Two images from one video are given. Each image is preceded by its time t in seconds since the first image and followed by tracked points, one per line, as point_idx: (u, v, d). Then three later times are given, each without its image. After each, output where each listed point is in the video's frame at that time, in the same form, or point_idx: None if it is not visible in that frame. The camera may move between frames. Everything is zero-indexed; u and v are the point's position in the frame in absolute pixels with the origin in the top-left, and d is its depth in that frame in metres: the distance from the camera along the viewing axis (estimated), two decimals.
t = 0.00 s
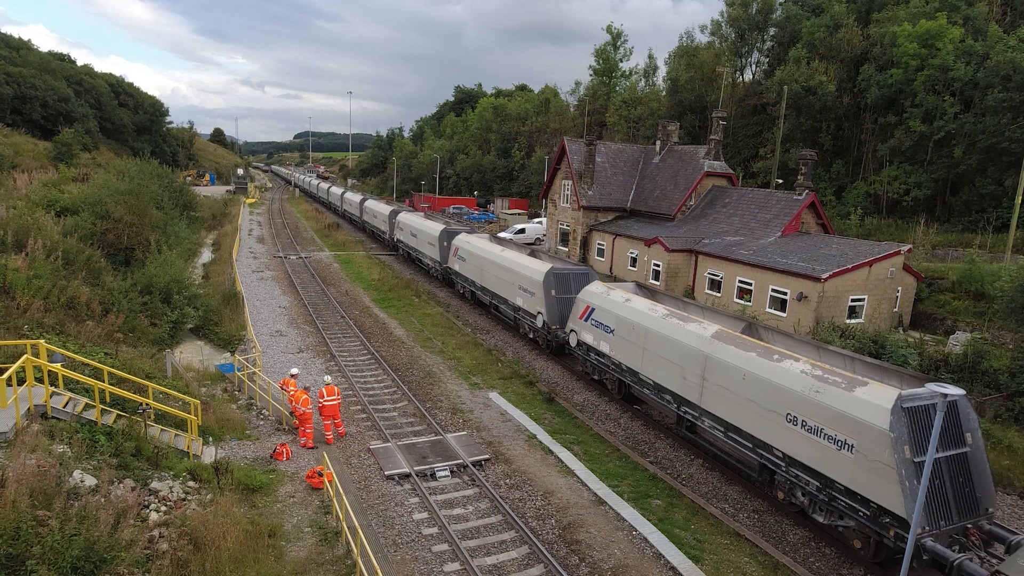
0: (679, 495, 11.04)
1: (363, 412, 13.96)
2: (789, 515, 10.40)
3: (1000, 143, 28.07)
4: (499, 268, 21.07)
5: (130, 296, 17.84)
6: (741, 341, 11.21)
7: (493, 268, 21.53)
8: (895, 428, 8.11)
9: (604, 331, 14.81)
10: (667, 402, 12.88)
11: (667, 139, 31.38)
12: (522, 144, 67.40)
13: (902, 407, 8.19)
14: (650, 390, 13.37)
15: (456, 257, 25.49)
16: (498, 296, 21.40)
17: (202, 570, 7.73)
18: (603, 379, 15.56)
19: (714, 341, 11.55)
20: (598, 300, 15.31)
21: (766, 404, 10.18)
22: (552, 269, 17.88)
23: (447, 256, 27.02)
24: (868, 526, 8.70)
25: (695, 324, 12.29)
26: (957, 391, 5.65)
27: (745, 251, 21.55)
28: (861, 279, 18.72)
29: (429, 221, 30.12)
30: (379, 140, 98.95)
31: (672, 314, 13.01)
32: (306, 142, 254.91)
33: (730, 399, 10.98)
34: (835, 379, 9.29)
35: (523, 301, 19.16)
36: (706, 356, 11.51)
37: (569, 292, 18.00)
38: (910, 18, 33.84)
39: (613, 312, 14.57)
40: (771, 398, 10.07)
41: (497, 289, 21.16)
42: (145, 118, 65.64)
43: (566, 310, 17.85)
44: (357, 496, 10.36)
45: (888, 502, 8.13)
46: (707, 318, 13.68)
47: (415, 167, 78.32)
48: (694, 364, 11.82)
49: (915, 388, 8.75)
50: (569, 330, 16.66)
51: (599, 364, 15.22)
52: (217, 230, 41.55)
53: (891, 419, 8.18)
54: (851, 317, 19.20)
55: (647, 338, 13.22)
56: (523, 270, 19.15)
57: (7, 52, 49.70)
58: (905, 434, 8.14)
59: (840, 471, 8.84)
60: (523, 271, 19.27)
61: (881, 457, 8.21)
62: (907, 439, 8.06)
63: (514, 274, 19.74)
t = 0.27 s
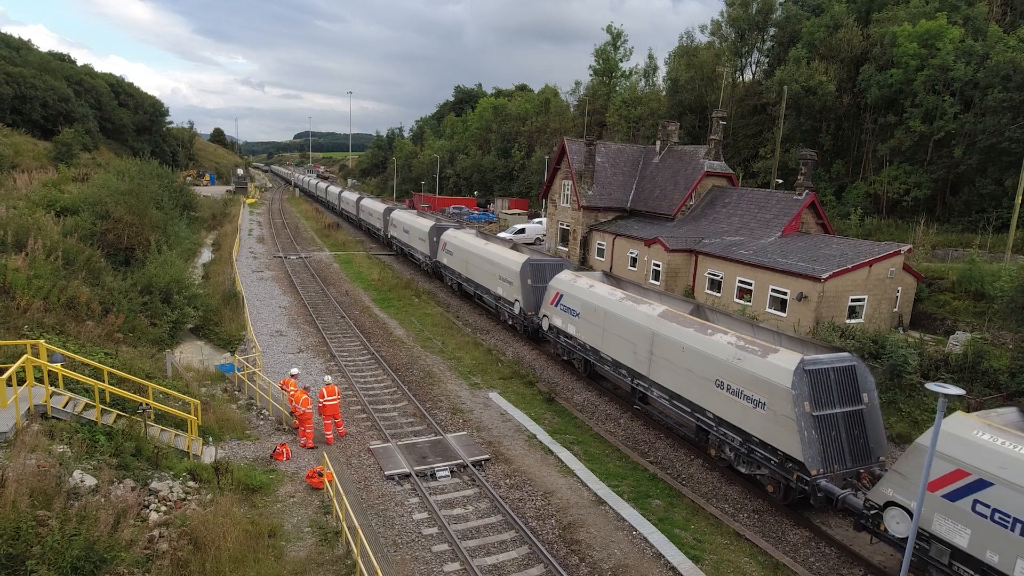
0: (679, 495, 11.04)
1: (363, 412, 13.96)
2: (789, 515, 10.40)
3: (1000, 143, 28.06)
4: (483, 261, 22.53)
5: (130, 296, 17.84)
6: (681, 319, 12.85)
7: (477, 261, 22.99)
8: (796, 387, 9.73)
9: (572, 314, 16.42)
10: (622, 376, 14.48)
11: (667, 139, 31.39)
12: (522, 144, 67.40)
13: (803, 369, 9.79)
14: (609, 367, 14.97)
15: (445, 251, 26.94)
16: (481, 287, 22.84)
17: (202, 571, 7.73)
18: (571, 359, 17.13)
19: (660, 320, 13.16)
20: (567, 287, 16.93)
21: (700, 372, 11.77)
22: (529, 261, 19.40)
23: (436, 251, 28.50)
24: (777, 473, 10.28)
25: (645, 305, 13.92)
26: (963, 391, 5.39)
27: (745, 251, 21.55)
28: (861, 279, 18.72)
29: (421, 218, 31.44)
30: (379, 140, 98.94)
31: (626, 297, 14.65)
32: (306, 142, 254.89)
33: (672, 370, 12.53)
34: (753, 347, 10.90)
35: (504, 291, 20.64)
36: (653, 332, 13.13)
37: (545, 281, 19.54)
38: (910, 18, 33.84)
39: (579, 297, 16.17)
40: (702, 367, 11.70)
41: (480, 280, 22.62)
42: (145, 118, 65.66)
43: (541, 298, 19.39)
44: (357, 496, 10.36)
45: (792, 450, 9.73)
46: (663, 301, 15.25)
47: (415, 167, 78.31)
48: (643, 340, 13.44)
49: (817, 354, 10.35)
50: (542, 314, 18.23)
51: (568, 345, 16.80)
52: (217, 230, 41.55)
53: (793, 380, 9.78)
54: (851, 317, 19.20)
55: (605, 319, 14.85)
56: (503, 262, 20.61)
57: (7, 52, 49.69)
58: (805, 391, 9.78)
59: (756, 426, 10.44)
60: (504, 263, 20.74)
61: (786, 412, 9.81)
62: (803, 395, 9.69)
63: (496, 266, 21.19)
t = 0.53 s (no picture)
0: (679, 495, 11.04)
1: (363, 412, 13.96)
2: (789, 515, 10.41)
3: (1000, 143, 28.05)
4: (468, 254, 23.93)
5: (130, 296, 17.84)
6: (636, 302, 14.41)
7: (463, 254, 24.38)
8: (723, 356, 11.19)
9: (546, 301, 18.00)
10: (587, 356, 15.99)
11: (667, 139, 31.39)
12: (522, 144, 67.41)
13: (731, 341, 11.26)
14: (577, 348, 16.48)
15: (434, 246, 28.28)
16: (467, 279, 24.21)
17: (202, 571, 7.73)
18: (545, 342, 18.64)
19: (618, 303, 14.72)
20: (541, 276, 18.52)
21: (650, 348, 13.26)
22: (509, 253, 20.86)
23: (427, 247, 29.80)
24: (710, 434, 11.72)
25: (607, 291, 15.48)
26: (959, 391, 5.46)
27: (745, 251, 21.55)
28: (861, 279, 18.72)
29: (414, 215, 32.58)
30: (379, 140, 98.95)
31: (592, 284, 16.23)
32: (306, 142, 254.90)
33: (627, 347, 14.09)
34: (692, 324, 12.41)
35: (486, 281, 22.02)
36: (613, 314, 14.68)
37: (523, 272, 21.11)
38: (910, 18, 33.85)
39: (552, 285, 17.74)
40: (650, 342, 13.23)
41: (466, 273, 24.01)
42: (146, 118, 65.70)
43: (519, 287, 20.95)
44: (357, 496, 10.36)
45: (719, 410, 11.20)
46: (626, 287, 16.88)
47: (415, 167, 78.33)
48: (603, 322, 15.00)
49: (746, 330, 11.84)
50: (520, 302, 19.81)
51: (542, 330, 18.34)
52: (217, 230, 41.56)
53: (722, 350, 11.24)
54: (851, 317, 19.20)
55: (573, 304, 16.42)
56: (486, 254, 22.10)
57: (7, 52, 49.69)
58: (731, 360, 11.22)
59: (692, 392, 11.92)
60: (488, 256, 22.14)
61: (715, 378, 11.28)
62: (729, 364, 11.16)
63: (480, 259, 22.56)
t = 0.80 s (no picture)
0: (679, 495, 11.03)
1: (363, 412, 13.96)
2: (789, 515, 10.42)
3: (1000, 143, 28.05)
4: (456, 248, 25.49)
5: (130, 296, 17.84)
6: (597, 288, 16.02)
7: (451, 248, 25.92)
8: (667, 332, 12.72)
9: (522, 290, 19.62)
10: (557, 339, 17.59)
11: (667, 139, 31.39)
12: (522, 144, 67.40)
13: (675, 319, 12.79)
14: (548, 332, 18.05)
15: (424, 241, 29.71)
16: (454, 271, 25.75)
17: (202, 571, 7.73)
18: (522, 328, 20.24)
19: (582, 289, 16.32)
20: (518, 267, 20.14)
21: (608, 328, 14.85)
22: (493, 246, 22.52)
23: (418, 242, 31.20)
24: (658, 403, 13.27)
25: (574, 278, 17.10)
26: (960, 391, 5.47)
27: (745, 251, 21.55)
28: (861, 279, 18.72)
29: (406, 213, 34.11)
30: (379, 140, 98.97)
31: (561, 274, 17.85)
32: (306, 142, 254.84)
33: (590, 328, 15.67)
34: (643, 305, 13.98)
35: (472, 273, 23.60)
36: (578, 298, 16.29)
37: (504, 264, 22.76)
38: (910, 18, 33.85)
39: (528, 275, 19.35)
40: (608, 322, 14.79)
41: (454, 266, 25.56)
42: (145, 118, 65.71)
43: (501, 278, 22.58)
44: (357, 496, 10.36)
45: (664, 380, 12.74)
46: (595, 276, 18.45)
47: (415, 167, 78.32)
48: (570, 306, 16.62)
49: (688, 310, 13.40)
50: (500, 291, 21.42)
51: (519, 317, 19.91)
52: (217, 230, 41.56)
53: (666, 327, 12.79)
54: (851, 317, 19.20)
55: (545, 291, 18.04)
56: (470, 247, 23.76)
57: (7, 52, 49.68)
58: (674, 336, 12.76)
59: (642, 365, 13.48)
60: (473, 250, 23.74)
61: (660, 352, 12.82)
62: (672, 339, 12.70)
63: (467, 252, 24.09)
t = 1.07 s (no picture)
0: (679, 495, 11.03)
1: (363, 412, 13.96)
2: (789, 515, 10.42)
3: (1000, 143, 28.05)
4: (444, 243, 26.88)
5: (130, 296, 17.84)
6: (565, 276, 17.53)
7: (439, 243, 27.29)
8: (622, 314, 14.19)
9: (501, 279, 21.12)
10: (531, 323, 19.09)
11: (667, 139, 31.40)
12: (522, 144, 67.42)
13: (631, 301, 14.29)
14: (525, 317, 19.53)
15: (415, 237, 31.11)
16: (442, 265, 27.13)
17: (202, 571, 7.73)
18: (502, 316, 21.71)
19: (553, 276, 17.79)
20: (498, 259, 21.60)
21: (574, 312, 16.31)
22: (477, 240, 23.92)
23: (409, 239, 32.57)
24: (615, 376, 14.75)
25: (546, 266, 18.62)
26: (959, 391, 5.46)
27: (745, 251, 21.55)
28: (861, 279, 18.71)
29: (399, 211, 35.46)
30: (379, 140, 98.97)
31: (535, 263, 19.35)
32: (306, 142, 254.83)
33: (558, 313, 17.14)
34: (603, 289, 15.46)
35: (458, 266, 25.00)
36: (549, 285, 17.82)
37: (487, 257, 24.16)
38: (910, 19, 33.85)
39: (506, 265, 20.83)
40: (574, 305, 16.31)
41: (441, 259, 26.96)
42: (145, 118, 65.70)
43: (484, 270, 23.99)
44: (357, 496, 10.36)
45: (620, 356, 14.19)
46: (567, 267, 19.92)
47: (415, 167, 78.34)
48: (541, 292, 18.13)
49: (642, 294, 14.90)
50: (483, 282, 22.92)
51: (499, 305, 21.40)
52: (217, 230, 41.55)
53: (622, 308, 14.28)
54: (851, 317, 19.20)
55: (521, 280, 19.56)
56: (456, 242, 25.14)
57: (7, 52, 49.67)
58: (629, 317, 14.20)
59: (602, 343, 14.94)
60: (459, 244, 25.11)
61: (617, 332, 14.26)
62: (627, 319, 14.16)
63: (453, 246, 25.46)
